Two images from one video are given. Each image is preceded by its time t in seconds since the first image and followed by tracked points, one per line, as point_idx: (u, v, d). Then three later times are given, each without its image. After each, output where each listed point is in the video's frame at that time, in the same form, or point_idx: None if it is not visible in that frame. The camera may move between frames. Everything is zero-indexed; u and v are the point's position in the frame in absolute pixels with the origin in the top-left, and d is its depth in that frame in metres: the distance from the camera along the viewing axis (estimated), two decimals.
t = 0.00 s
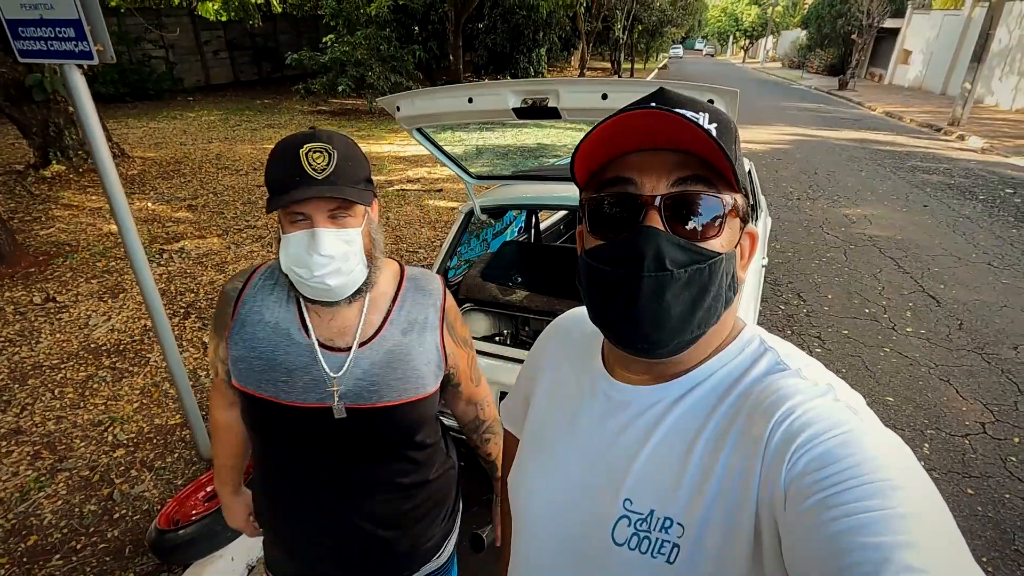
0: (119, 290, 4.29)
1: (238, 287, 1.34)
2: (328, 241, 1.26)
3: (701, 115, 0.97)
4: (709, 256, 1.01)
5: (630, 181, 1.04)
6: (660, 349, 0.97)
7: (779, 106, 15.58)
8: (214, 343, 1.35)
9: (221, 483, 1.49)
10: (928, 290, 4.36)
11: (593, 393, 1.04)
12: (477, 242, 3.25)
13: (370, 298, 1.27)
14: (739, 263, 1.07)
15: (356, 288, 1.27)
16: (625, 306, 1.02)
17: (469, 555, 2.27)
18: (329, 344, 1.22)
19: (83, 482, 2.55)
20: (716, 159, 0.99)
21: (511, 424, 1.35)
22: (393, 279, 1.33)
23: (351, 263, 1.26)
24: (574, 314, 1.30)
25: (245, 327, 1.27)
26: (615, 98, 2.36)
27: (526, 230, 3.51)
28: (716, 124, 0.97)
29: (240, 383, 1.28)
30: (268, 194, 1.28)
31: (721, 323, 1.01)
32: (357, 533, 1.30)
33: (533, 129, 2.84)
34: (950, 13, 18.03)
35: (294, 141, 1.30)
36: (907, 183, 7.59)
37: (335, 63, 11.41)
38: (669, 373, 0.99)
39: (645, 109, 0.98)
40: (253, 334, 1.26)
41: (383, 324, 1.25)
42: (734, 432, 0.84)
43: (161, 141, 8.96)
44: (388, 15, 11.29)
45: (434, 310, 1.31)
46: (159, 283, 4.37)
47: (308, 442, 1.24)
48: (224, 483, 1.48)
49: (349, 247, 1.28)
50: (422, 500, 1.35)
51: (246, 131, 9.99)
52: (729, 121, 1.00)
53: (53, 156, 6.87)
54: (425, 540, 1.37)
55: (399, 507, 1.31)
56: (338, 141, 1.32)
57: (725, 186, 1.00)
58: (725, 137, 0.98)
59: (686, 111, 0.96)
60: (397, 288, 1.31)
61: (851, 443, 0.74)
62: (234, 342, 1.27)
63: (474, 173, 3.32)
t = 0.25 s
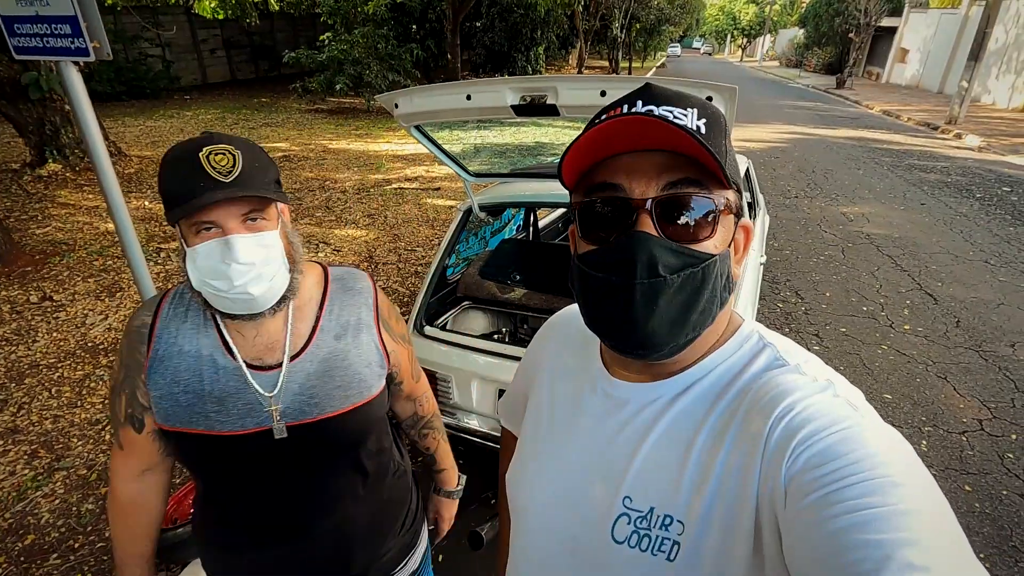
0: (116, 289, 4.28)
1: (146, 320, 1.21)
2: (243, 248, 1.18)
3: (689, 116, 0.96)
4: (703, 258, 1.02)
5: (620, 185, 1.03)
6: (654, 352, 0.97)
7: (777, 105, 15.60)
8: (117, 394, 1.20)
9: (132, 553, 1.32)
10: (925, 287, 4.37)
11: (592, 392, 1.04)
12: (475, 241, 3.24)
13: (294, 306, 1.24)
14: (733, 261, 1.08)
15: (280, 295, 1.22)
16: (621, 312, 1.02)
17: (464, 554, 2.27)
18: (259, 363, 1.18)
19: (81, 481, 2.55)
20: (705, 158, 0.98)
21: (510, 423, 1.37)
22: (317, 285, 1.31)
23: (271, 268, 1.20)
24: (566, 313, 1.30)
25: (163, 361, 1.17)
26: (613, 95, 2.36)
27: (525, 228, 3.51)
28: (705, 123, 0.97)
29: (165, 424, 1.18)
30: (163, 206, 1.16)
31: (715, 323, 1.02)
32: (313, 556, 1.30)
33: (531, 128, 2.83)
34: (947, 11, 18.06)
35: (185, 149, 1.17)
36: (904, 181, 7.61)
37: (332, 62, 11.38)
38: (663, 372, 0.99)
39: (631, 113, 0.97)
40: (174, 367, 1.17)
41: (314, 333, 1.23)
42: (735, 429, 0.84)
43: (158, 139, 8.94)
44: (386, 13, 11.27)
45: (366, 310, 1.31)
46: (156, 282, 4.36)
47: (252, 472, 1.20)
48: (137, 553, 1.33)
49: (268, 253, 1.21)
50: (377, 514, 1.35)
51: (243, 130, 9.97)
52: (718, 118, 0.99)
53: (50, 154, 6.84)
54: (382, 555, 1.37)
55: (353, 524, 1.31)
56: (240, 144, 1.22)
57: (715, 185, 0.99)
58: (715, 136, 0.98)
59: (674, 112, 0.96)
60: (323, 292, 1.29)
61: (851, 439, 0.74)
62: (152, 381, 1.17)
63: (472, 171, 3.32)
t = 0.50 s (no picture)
0: (129, 291, 4.33)
1: (98, 350, 1.19)
2: (218, 255, 1.22)
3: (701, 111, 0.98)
4: (707, 253, 1.02)
5: (628, 176, 1.04)
6: (656, 344, 0.97)
7: (788, 112, 15.53)
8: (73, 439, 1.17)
9: None
10: (938, 296, 4.32)
11: (592, 395, 1.05)
12: (484, 245, 3.25)
13: (263, 317, 1.28)
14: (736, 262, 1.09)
15: (252, 304, 1.27)
16: (626, 301, 1.02)
17: (468, 558, 2.27)
18: (229, 380, 1.21)
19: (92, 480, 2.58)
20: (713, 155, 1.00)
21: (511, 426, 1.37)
22: (282, 295, 1.35)
23: (246, 276, 1.25)
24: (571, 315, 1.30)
25: (129, 390, 1.17)
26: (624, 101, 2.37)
27: (534, 233, 3.52)
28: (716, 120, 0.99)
29: (133, 456, 1.18)
30: (130, 213, 1.16)
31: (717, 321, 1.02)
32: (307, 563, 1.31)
33: (540, 134, 2.84)
34: (961, 19, 17.93)
35: (152, 155, 1.19)
36: (918, 189, 7.54)
37: (345, 68, 11.50)
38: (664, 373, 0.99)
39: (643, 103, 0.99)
40: (142, 394, 1.17)
41: (284, 343, 1.27)
42: (734, 432, 0.84)
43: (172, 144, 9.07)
44: (397, 20, 11.38)
45: (335, 312, 1.36)
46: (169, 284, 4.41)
47: (234, 488, 1.22)
48: None
49: (240, 259, 1.26)
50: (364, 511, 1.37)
51: (256, 135, 10.08)
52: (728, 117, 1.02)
53: (67, 158, 6.95)
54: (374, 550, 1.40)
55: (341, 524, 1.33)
56: (212, 152, 1.25)
57: (722, 182, 1.01)
58: (725, 133, 1.00)
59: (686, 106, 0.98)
60: (289, 299, 1.34)
61: (850, 443, 0.74)
62: (116, 411, 1.16)
63: (482, 175, 3.32)
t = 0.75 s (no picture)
0: (134, 289, 4.35)
1: (150, 339, 1.21)
2: (276, 244, 1.28)
3: (696, 116, 0.98)
4: (706, 260, 1.02)
5: (626, 185, 1.04)
6: (658, 350, 0.97)
7: (793, 112, 15.48)
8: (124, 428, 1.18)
9: None
10: (943, 297, 4.30)
11: (592, 396, 1.05)
12: (488, 245, 3.26)
13: (310, 306, 1.35)
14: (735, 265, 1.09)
15: (302, 294, 1.33)
16: (626, 309, 1.02)
17: (472, 557, 2.28)
18: (279, 363, 1.27)
19: (97, 478, 2.59)
20: (710, 162, 0.99)
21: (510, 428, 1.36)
22: (324, 285, 1.42)
23: (299, 267, 1.31)
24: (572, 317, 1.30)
25: (182, 374, 1.20)
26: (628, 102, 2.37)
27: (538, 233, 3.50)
28: (712, 124, 0.99)
29: (183, 444, 1.20)
30: (198, 199, 1.22)
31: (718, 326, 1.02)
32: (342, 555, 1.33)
33: (544, 134, 2.85)
34: (967, 18, 17.84)
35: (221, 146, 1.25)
36: (923, 189, 7.51)
37: (348, 67, 11.50)
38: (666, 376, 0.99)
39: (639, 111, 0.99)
40: (195, 378, 1.20)
41: (328, 330, 1.35)
42: (733, 434, 0.84)
43: (177, 143, 9.09)
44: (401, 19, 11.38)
45: (370, 304, 1.45)
46: (174, 283, 4.43)
47: (280, 474, 1.25)
48: None
49: (295, 250, 1.32)
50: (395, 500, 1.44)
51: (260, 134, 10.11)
52: (725, 121, 1.01)
53: (72, 157, 6.98)
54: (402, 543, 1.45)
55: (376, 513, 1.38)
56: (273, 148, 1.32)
57: (719, 188, 1.01)
58: (722, 137, 0.99)
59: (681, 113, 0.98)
60: (329, 290, 1.41)
61: (849, 445, 0.74)
62: (168, 397, 1.18)
63: (486, 175, 3.31)
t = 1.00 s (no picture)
0: (129, 291, 4.32)
1: (245, 297, 1.32)
2: (367, 221, 1.36)
3: (664, 134, 0.93)
4: (693, 286, 1.00)
5: (600, 224, 1.00)
6: (652, 379, 0.95)
7: (787, 112, 15.53)
8: (217, 372, 1.28)
9: (223, 544, 1.35)
10: (939, 296, 4.32)
11: (590, 395, 1.04)
12: (485, 245, 3.31)
13: (390, 286, 1.40)
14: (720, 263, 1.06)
15: (384, 274, 1.39)
16: (618, 351, 1.00)
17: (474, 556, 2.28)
18: (357, 334, 1.33)
19: (93, 480, 2.57)
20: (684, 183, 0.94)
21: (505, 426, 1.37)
22: (405, 269, 1.48)
23: (385, 244, 1.37)
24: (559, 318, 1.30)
25: (269, 332, 1.29)
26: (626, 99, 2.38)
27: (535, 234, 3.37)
28: (679, 139, 0.93)
29: (264, 395, 1.28)
30: (301, 176, 1.32)
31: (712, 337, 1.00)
32: (390, 527, 1.40)
33: (540, 134, 2.87)
34: (960, 19, 17.95)
35: (323, 129, 1.36)
36: (918, 188, 7.54)
37: (344, 68, 11.47)
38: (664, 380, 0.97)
39: (605, 148, 0.92)
40: (280, 338, 1.29)
41: (405, 310, 1.40)
42: (733, 430, 0.84)
43: (172, 144, 9.05)
44: (396, 20, 11.37)
45: (445, 292, 1.50)
46: (169, 284, 4.41)
47: (347, 439, 1.32)
48: (224, 543, 1.36)
49: (383, 228, 1.39)
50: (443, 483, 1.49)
51: (255, 135, 10.07)
52: (691, 129, 0.96)
53: (66, 158, 6.94)
54: (446, 526, 1.49)
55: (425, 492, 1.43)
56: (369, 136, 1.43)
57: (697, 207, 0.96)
58: (692, 151, 0.94)
59: (647, 134, 0.92)
60: (410, 274, 1.47)
61: (848, 439, 0.74)
62: (256, 352, 1.27)
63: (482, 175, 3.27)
